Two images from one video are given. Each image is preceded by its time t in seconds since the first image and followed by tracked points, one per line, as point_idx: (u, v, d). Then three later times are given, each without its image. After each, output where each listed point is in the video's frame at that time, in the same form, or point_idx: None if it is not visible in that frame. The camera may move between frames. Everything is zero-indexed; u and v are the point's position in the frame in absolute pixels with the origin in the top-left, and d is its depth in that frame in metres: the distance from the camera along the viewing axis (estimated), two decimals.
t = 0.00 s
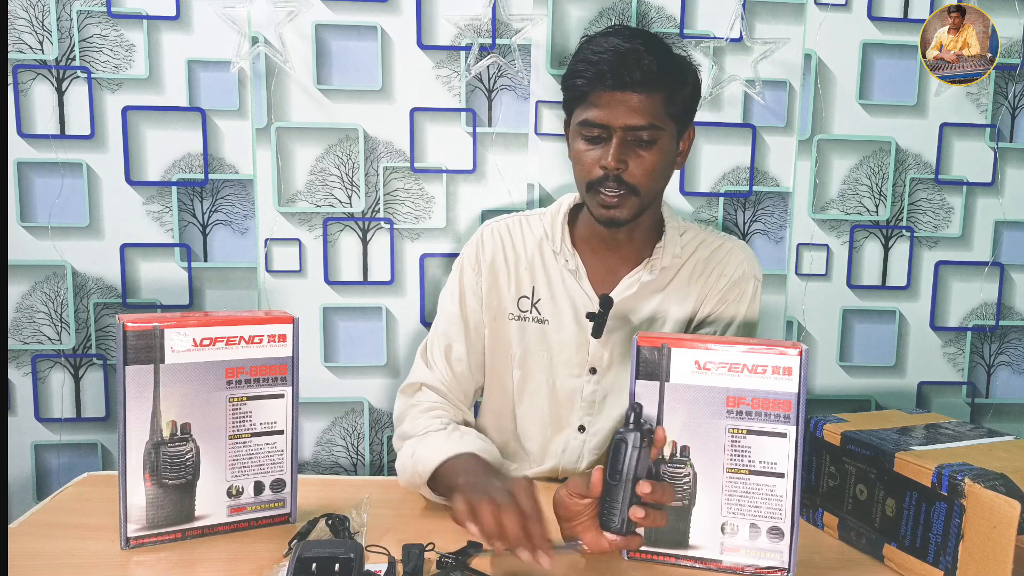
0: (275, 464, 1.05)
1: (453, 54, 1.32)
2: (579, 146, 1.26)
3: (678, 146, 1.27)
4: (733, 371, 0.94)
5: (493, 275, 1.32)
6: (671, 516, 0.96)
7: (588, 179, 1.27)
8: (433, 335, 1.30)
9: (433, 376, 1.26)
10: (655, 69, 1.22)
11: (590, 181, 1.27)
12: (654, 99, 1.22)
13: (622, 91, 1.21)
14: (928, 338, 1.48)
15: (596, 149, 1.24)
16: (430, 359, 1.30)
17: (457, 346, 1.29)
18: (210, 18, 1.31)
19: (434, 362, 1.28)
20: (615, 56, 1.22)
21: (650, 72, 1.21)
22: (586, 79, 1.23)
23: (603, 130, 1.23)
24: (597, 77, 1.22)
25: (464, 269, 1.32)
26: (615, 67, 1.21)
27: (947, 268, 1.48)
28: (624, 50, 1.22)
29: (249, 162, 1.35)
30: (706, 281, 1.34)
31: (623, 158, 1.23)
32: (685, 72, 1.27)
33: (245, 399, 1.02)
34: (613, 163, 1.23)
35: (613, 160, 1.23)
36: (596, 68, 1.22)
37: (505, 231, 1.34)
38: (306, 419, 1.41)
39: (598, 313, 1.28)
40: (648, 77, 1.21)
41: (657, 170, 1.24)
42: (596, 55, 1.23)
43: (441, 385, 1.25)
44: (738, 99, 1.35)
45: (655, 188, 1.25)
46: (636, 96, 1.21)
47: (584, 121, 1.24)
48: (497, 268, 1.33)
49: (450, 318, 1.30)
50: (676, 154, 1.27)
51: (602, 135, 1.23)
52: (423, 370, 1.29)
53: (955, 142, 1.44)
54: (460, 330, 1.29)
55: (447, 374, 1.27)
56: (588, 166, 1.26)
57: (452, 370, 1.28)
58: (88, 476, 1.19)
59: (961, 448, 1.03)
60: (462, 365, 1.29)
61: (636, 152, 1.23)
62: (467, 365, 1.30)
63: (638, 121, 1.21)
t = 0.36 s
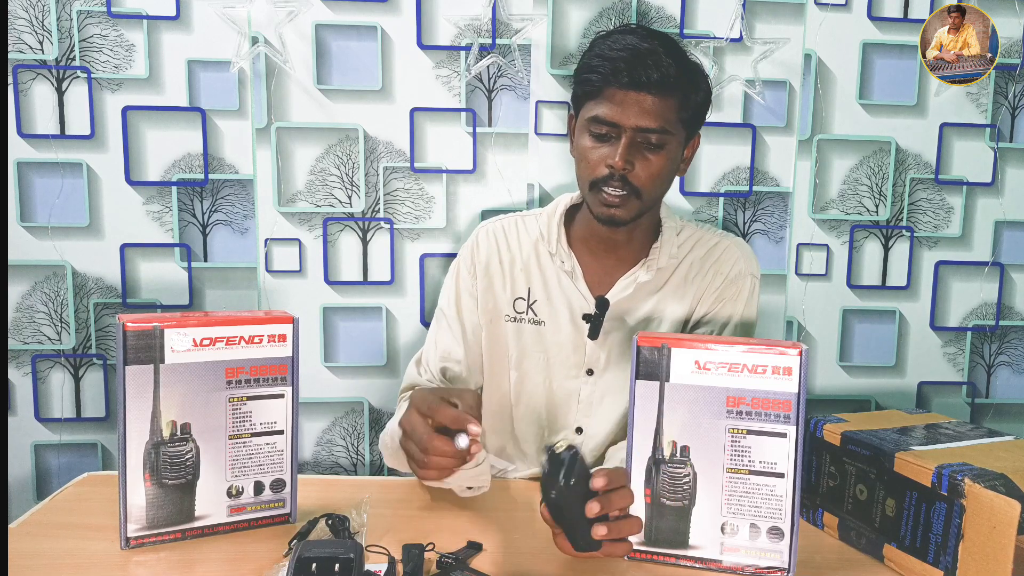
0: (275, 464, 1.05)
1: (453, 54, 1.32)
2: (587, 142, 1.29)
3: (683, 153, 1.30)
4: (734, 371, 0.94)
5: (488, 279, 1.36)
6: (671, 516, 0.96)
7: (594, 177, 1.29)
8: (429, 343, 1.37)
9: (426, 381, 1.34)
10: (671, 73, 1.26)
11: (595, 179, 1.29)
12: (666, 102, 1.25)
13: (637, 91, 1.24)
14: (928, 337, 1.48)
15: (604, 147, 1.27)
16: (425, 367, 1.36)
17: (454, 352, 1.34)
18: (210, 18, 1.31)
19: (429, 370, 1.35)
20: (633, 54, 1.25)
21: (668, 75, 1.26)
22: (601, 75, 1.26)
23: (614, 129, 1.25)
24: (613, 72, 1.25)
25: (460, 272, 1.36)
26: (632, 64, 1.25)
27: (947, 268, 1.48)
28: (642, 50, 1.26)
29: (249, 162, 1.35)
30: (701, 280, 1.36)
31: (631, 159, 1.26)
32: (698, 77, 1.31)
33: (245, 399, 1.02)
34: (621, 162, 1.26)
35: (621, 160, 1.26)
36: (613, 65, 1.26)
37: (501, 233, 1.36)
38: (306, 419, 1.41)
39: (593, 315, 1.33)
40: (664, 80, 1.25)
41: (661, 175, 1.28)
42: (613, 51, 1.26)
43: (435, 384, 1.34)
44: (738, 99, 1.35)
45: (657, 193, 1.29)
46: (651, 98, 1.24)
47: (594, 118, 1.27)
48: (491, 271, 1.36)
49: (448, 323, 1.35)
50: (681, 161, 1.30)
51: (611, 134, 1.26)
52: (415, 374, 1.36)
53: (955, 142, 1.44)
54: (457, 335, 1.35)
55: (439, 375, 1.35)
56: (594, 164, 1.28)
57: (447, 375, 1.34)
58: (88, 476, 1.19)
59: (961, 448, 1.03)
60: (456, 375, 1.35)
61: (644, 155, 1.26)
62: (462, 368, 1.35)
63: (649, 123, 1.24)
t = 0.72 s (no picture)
0: (275, 464, 1.05)
1: (453, 54, 1.32)
2: (588, 138, 1.28)
3: (682, 152, 1.30)
4: (733, 371, 0.94)
5: (487, 280, 1.35)
6: (671, 516, 0.96)
7: (594, 173, 1.29)
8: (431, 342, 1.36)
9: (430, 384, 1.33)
10: (673, 70, 1.26)
11: (595, 175, 1.29)
12: (667, 99, 1.26)
13: (639, 87, 1.24)
14: (928, 337, 1.48)
15: (606, 144, 1.27)
16: (427, 369, 1.35)
17: (457, 355, 1.34)
18: (210, 18, 1.31)
19: (432, 372, 1.34)
20: (635, 51, 1.25)
21: (670, 72, 1.26)
22: (603, 70, 1.26)
23: (615, 125, 1.26)
24: (616, 68, 1.25)
25: (459, 273, 1.36)
26: (634, 60, 1.25)
27: (947, 268, 1.48)
28: (645, 47, 1.26)
29: (249, 162, 1.35)
30: (700, 280, 1.36)
31: (632, 155, 1.26)
32: (698, 76, 1.31)
33: (245, 399, 1.02)
34: (623, 158, 1.26)
35: (623, 156, 1.26)
36: (615, 60, 1.25)
37: (499, 234, 1.35)
38: (306, 419, 1.41)
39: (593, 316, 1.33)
40: (666, 77, 1.26)
41: (661, 173, 1.28)
42: (616, 47, 1.26)
43: (438, 387, 1.33)
44: (738, 99, 1.35)
45: (656, 190, 1.29)
46: (653, 94, 1.25)
47: (595, 114, 1.27)
48: (491, 272, 1.36)
49: (449, 324, 1.34)
50: (679, 160, 1.30)
51: (613, 130, 1.26)
52: (418, 378, 1.34)
53: (955, 142, 1.44)
54: (459, 338, 1.34)
55: (442, 379, 1.33)
56: (595, 160, 1.28)
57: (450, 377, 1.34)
58: (88, 476, 1.20)
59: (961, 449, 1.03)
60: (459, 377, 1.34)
61: (645, 152, 1.26)
62: (464, 370, 1.35)
63: (650, 119, 1.25)
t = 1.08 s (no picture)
0: (275, 464, 1.05)
1: (453, 53, 1.32)
2: (593, 134, 1.26)
3: (684, 149, 1.28)
4: (733, 371, 0.94)
5: (491, 280, 1.33)
6: (671, 516, 0.96)
7: (600, 167, 1.26)
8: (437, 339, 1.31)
9: (440, 384, 1.26)
10: (678, 64, 1.24)
11: (602, 169, 1.26)
12: (673, 92, 1.24)
13: (645, 79, 1.22)
14: (928, 337, 1.48)
15: (612, 138, 1.24)
16: (435, 368, 1.29)
17: (465, 356, 1.29)
18: (210, 18, 1.31)
19: (440, 371, 1.27)
20: (640, 45, 1.23)
21: (676, 66, 1.24)
22: (608, 64, 1.24)
23: (622, 117, 1.23)
24: (621, 61, 1.23)
25: (462, 273, 1.33)
26: (640, 54, 1.23)
27: (947, 268, 1.48)
28: (648, 42, 1.24)
29: (249, 162, 1.35)
30: (701, 280, 1.36)
31: (640, 148, 1.23)
32: (700, 74, 1.30)
33: (245, 399, 1.02)
34: (631, 150, 1.23)
35: (630, 148, 1.23)
36: (620, 54, 1.23)
37: (500, 235, 1.34)
38: (306, 419, 1.41)
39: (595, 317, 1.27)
40: (672, 70, 1.24)
41: (667, 166, 1.25)
42: (620, 43, 1.25)
43: (449, 390, 1.25)
44: (738, 99, 1.35)
45: (662, 185, 1.26)
46: (659, 87, 1.23)
47: (601, 108, 1.24)
48: (494, 273, 1.34)
49: (454, 325, 1.30)
50: (683, 156, 1.29)
51: (619, 124, 1.24)
52: (429, 380, 1.27)
53: (955, 142, 1.44)
54: (466, 339, 1.30)
55: (453, 381, 1.27)
56: (601, 155, 1.25)
57: (460, 378, 1.28)
58: (88, 476, 1.20)
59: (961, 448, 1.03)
60: (468, 378, 1.29)
61: (652, 145, 1.24)
62: (473, 371, 1.30)
63: (656, 112, 1.23)
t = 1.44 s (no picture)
0: (275, 464, 1.05)
1: (453, 54, 1.32)
2: (592, 137, 1.25)
3: (683, 151, 1.28)
4: (733, 371, 0.94)
5: (491, 286, 1.33)
6: (671, 516, 0.96)
7: (599, 170, 1.25)
8: (439, 347, 1.31)
9: (445, 394, 1.25)
10: (677, 65, 1.23)
11: (601, 172, 1.25)
12: (672, 93, 1.23)
13: (644, 81, 1.21)
14: (928, 337, 1.48)
15: (612, 140, 1.23)
16: (439, 378, 1.28)
17: (468, 363, 1.28)
18: (210, 18, 1.31)
19: (445, 381, 1.27)
20: (639, 48, 1.23)
21: (676, 67, 1.23)
22: (607, 67, 1.23)
23: (621, 120, 1.22)
24: (620, 64, 1.22)
25: (461, 279, 1.33)
26: (638, 56, 1.22)
27: (947, 268, 1.48)
28: (647, 44, 1.23)
29: (249, 162, 1.35)
30: (701, 281, 1.35)
31: (639, 150, 1.22)
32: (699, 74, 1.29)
33: (245, 399, 1.02)
34: (630, 153, 1.21)
35: (630, 151, 1.21)
36: (618, 56, 1.23)
37: (498, 240, 1.34)
38: (306, 419, 1.41)
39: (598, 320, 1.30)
40: (671, 72, 1.22)
41: (667, 167, 1.24)
42: (618, 45, 1.24)
43: (454, 399, 1.24)
44: (738, 99, 1.35)
45: (663, 186, 1.25)
46: (658, 89, 1.21)
47: (600, 111, 1.24)
48: (493, 278, 1.33)
49: (455, 334, 1.30)
50: (682, 156, 1.28)
51: (619, 127, 1.22)
52: (435, 391, 1.25)
53: (955, 142, 1.44)
54: (468, 347, 1.30)
55: (457, 390, 1.26)
56: (601, 157, 1.24)
57: (464, 386, 1.27)
58: (88, 476, 1.20)
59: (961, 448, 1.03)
60: (473, 386, 1.28)
61: (652, 147, 1.23)
62: (476, 379, 1.29)
63: (656, 114, 1.22)
